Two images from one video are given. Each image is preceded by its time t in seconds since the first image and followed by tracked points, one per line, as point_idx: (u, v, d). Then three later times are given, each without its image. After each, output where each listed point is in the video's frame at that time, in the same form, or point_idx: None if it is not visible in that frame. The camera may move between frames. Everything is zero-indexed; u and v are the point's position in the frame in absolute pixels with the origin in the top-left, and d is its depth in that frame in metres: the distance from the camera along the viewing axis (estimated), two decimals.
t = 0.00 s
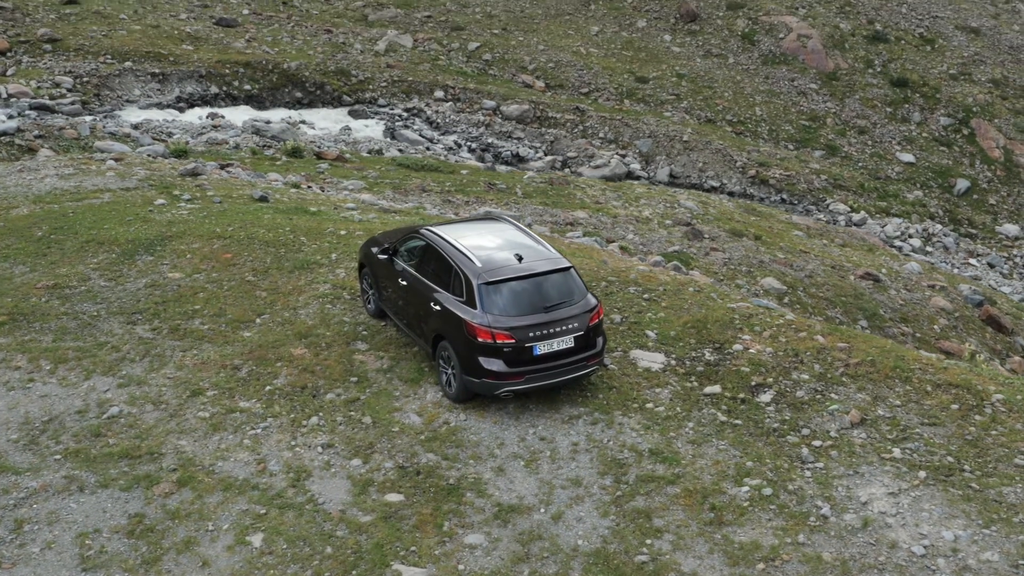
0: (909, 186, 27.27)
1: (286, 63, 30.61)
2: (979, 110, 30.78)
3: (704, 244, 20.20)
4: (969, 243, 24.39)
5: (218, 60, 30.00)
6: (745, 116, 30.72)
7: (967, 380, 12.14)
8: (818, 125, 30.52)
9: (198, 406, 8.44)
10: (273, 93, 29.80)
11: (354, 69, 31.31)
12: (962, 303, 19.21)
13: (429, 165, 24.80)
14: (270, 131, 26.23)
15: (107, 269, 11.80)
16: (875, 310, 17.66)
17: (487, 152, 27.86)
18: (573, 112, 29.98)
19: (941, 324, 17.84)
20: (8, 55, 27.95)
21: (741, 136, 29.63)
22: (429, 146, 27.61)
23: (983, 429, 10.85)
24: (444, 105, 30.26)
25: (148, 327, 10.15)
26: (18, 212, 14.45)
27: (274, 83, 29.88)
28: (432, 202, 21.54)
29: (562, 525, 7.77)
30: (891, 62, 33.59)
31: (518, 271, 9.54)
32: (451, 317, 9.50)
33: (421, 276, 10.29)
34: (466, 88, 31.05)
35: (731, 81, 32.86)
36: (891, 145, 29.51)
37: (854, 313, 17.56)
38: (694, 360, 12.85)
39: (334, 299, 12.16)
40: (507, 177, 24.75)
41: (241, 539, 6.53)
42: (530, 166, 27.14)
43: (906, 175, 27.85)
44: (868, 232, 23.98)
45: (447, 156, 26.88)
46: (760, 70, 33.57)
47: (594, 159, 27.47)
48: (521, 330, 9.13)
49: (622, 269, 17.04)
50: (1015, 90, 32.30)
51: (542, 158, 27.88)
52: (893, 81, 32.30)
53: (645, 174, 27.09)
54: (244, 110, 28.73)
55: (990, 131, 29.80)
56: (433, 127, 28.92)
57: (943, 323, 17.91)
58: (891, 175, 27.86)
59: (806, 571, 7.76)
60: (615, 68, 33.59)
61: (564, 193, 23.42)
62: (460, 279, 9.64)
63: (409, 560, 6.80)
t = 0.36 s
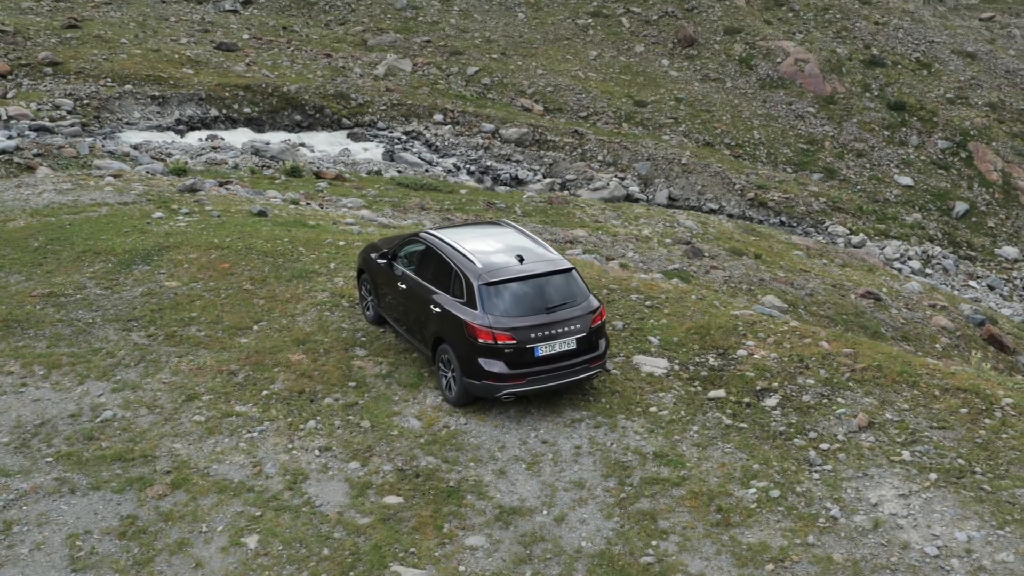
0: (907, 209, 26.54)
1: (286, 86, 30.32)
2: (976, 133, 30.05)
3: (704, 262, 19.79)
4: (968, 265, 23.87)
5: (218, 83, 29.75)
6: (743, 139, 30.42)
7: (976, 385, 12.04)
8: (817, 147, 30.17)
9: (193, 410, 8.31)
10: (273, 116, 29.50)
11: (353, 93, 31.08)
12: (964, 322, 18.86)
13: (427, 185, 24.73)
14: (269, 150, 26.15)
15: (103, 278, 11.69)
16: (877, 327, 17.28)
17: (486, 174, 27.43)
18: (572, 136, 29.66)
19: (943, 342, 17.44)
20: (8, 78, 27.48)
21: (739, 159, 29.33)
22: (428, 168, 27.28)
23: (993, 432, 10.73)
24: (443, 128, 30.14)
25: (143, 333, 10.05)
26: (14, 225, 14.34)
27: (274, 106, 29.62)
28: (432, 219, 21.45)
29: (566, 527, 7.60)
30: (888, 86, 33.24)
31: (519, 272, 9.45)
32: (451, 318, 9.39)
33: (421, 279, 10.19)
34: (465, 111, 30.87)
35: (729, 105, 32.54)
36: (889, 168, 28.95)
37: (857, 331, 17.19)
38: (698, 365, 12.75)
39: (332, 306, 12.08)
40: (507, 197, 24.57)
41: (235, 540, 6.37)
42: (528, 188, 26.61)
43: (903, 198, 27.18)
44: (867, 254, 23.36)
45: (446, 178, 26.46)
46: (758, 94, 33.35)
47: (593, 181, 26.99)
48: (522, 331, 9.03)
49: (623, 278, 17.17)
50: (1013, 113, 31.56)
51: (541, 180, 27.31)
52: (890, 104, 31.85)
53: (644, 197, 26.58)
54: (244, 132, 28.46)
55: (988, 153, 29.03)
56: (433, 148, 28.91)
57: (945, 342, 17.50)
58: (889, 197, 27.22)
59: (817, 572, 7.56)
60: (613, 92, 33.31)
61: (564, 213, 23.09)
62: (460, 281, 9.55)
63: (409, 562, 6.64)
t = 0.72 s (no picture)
0: (907, 232, 25.01)
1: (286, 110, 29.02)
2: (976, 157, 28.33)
3: (704, 282, 19.02)
4: (969, 288, 22.38)
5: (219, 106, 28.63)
6: (743, 163, 28.55)
7: (983, 390, 11.95)
8: (816, 171, 28.22)
9: (187, 414, 8.18)
10: (273, 141, 28.14)
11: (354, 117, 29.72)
12: (965, 343, 17.77)
13: (428, 204, 23.88)
14: (269, 172, 25.29)
15: (99, 288, 11.58)
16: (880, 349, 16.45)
17: (486, 198, 25.93)
18: (571, 159, 27.98)
19: (946, 362, 16.58)
20: (9, 102, 26.34)
21: (738, 183, 27.44)
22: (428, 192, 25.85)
23: (1002, 436, 10.64)
24: (443, 152, 28.61)
25: (138, 340, 9.93)
26: (10, 238, 14.26)
27: (274, 130, 28.34)
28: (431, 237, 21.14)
29: (567, 529, 7.42)
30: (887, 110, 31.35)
31: (519, 273, 9.37)
32: (451, 321, 9.28)
33: (420, 283, 10.11)
34: (464, 135, 29.32)
35: (728, 129, 30.61)
36: (889, 192, 27.18)
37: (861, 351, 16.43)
38: (701, 371, 12.62)
39: (330, 315, 11.99)
40: (506, 216, 23.89)
41: (228, 542, 6.22)
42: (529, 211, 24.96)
43: (904, 222, 25.59)
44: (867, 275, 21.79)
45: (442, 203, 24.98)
46: (756, 117, 31.34)
47: (591, 205, 25.42)
48: (523, 332, 8.92)
49: (624, 286, 17.16)
50: (1012, 137, 29.77)
51: (542, 204, 25.79)
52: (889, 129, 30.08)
53: (643, 221, 24.99)
54: (244, 156, 27.21)
55: (987, 177, 27.37)
56: (433, 171, 27.47)
57: (948, 361, 16.66)
58: (888, 221, 25.60)
59: (826, 573, 7.37)
60: (613, 117, 31.34)
61: (563, 232, 22.10)
62: (459, 283, 9.46)
63: (406, 563, 6.47)
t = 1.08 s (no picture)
0: (908, 256, 24.21)
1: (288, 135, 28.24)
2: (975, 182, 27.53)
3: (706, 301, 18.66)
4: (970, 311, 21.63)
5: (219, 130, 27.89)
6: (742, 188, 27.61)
7: (992, 396, 11.85)
8: (816, 196, 27.30)
9: (181, 420, 8.04)
10: (273, 165, 27.42)
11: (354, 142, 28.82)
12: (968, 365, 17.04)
13: (428, 227, 23.54)
14: (269, 195, 24.92)
15: (94, 298, 11.51)
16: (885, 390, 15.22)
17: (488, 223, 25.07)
18: (572, 183, 27.27)
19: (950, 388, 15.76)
20: (11, 126, 25.74)
21: (738, 208, 26.57)
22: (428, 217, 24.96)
23: (1013, 440, 10.51)
24: (444, 177, 27.70)
25: (133, 348, 9.83)
26: (6, 252, 14.23)
27: (275, 155, 27.60)
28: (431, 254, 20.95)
29: (568, 531, 7.24)
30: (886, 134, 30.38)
31: (518, 275, 9.30)
32: (449, 323, 9.18)
33: (418, 287, 10.03)
34: (465, 160, 28.46)
35: (727, 154, 29.57)
36: (889, 216, 26.25)
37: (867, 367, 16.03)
38: (704, 377, 12.49)
39: (328, 324, 11.91)
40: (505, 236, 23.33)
41: (219, 544, 6.07)
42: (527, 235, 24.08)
43: (904, 246, 24.75)
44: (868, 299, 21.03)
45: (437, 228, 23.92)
46: (756, 142, 30.37)
47: (592, 229, 24.62)
48: (522, 334, 8.81)
49: (626, 296, 17.18)
50: (1011, 162, 29.14)
51: (541, 228, 24.94)
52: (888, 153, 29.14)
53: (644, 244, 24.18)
54: (245, 181, 26.43)
55: (987, 201, 26.56)
56: (433, 196, 26.46)
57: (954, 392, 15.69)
58: (889, 245, 24.80)
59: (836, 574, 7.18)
60: (612, 142, 30.38)
61: (563, 252, 21.61)
62: (458, 285, 9.38)
63: (402, 565, 6.30)
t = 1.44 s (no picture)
0: (909, 281, 23.22)
1: (289, 160, 26.86)
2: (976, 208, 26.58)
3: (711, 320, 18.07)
4: (971, 336, 20.79)
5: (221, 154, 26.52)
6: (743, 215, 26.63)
7: (1000, 404, 11.78)
8: (816, 221, 26.38)
9: (174, 425, 7.91)
10: (275, 190, 26.10)
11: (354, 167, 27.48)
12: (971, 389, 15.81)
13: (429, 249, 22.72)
14: (269, 216, 24.15)
15: (89, 309, 11.41)
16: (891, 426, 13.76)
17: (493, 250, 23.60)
18: (573, 209, 25.96)
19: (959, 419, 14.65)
20: (13, 152, 24.49)
21: (739, 233, 25.65)
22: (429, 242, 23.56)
23: (1022, 445, 10.38)
24: (444, 203, 26.35)
25: (127, 357, 9.71)
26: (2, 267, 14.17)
27: (276, 179, 26.22)
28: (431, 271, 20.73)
29: (569, 534, 7.07)
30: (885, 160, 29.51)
31: (517, 278, 9.22)
32: (448, 327, 9.09)
33: (417, 292, 9.94)
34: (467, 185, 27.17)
35: (727, 180, 28.64)
36: (890, 241, 25.30)
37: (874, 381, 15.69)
38: (707, 384, 12.35)
39: (325, 333, 11.81)
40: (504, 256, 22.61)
41: (210, 546, 5.92)
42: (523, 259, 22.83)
43: (905, 271, 23.78)
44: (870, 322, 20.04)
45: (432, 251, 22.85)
46: (756, 168, 29.47)
47: (591, 253, 23.36)
48: (522, 336, 8.71)
49: (628, 308, 17.12)
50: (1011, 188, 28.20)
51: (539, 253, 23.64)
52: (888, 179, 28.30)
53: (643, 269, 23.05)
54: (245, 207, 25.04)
55: (987, 227, 25.64)
56: (434, 222, 25.17)
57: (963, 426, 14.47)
58: (890, 270, 23.83)
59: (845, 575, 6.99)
60: (613, 167, 29.35)
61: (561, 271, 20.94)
62: (457, 289, 9.29)
63: (398, 567, 6.13)
